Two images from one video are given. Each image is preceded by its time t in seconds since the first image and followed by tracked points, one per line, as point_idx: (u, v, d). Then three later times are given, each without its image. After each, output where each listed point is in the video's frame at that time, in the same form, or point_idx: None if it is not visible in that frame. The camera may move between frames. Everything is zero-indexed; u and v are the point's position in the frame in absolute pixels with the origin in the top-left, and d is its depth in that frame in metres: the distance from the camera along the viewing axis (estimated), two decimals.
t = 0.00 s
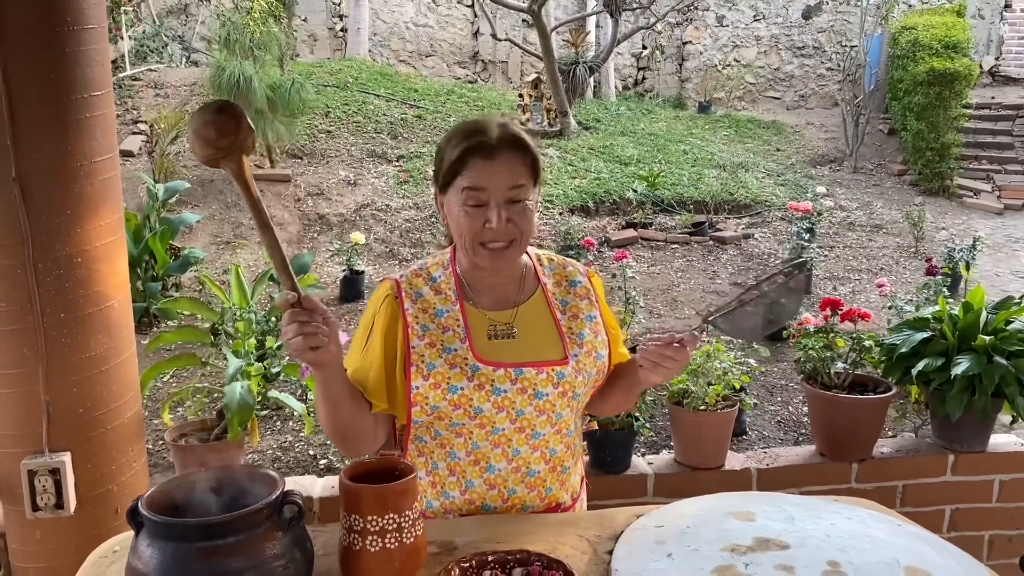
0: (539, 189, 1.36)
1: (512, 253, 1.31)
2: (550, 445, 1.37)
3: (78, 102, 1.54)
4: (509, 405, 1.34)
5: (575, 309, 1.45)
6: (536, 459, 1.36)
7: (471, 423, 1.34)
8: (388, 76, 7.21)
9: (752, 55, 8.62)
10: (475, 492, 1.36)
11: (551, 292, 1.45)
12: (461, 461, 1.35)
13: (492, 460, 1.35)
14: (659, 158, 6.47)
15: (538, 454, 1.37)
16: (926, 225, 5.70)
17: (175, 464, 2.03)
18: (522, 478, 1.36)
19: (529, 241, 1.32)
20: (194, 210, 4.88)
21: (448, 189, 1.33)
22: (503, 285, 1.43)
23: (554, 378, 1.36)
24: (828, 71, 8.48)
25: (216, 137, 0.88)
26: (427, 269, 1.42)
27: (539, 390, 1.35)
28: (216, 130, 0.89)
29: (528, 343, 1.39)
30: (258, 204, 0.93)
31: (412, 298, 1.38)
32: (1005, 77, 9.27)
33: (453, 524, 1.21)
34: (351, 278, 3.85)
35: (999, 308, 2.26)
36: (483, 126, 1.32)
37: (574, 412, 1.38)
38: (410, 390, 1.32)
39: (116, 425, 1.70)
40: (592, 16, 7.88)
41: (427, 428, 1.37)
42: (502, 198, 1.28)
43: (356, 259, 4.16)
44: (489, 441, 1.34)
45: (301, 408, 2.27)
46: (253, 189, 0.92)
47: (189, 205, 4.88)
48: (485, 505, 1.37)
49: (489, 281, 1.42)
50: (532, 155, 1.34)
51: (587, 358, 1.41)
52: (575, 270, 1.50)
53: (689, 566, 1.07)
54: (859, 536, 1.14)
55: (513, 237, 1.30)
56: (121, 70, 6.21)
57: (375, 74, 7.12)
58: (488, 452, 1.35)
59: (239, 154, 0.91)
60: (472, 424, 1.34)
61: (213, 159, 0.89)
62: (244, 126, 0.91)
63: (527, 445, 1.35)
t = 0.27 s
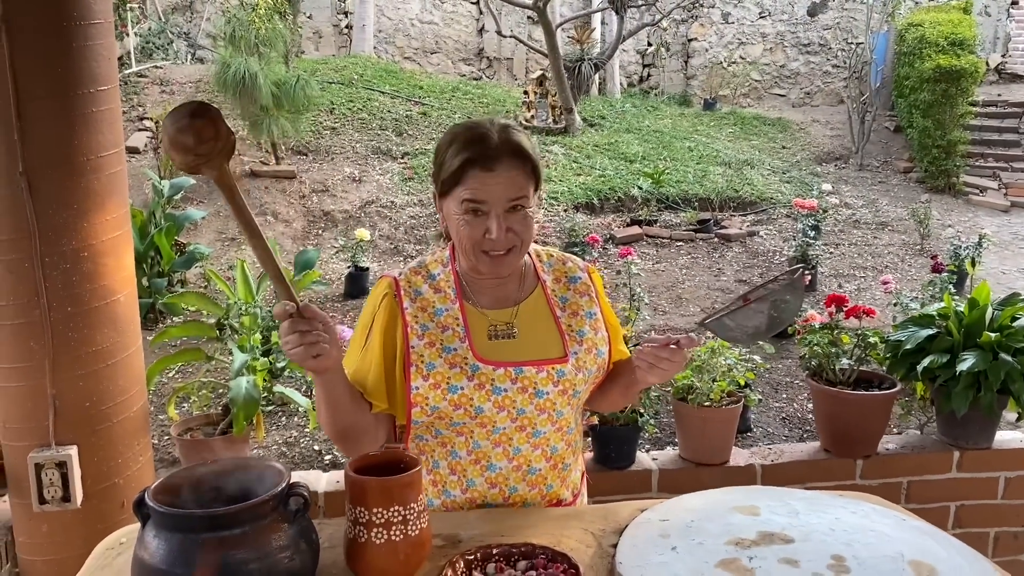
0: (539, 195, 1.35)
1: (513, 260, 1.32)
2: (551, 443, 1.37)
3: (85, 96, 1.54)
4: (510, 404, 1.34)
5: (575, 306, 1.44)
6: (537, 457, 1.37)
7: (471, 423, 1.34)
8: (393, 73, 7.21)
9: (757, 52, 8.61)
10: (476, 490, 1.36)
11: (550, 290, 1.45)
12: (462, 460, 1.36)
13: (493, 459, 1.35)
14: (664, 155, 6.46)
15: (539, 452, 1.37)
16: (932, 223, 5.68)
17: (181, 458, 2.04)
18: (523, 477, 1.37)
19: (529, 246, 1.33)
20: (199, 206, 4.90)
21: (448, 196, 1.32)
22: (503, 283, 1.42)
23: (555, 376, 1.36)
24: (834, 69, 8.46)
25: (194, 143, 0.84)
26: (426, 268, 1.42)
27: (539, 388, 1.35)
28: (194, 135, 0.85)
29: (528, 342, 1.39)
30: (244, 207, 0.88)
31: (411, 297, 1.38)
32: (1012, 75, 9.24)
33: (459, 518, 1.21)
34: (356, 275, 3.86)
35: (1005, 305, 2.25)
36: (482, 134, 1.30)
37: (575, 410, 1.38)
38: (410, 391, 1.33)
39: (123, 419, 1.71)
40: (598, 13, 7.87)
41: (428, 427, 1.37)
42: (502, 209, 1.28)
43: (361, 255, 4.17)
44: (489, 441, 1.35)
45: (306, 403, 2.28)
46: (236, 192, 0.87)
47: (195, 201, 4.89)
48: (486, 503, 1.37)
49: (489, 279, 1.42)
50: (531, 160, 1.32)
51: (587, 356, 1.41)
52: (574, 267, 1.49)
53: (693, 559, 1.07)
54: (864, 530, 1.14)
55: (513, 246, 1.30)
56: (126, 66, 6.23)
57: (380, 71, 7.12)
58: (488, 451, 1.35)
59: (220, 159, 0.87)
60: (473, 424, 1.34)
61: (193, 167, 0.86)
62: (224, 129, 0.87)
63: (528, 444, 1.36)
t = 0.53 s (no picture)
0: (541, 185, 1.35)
1: (516, 250, 1.32)
2: (554, 437, 1.38)
3: (91, 89, 1.55)
4: (513, 397, 1.34)
5: (578, 299, 1.44)
6: (540, 450, 1.37)
7: (474, 416, 1.35)
8: (398, 68, 7.21)
9: (763, 48, 8.60)
10: (479, 484, 1.37)
11: (553, 284, 1.45)
12: (465, 453, 1.36)
13: (496, 452, 1.36)
14: (669, 150, 6.45)
15: (542, 446, 1.37)
16: (937, 219, 5.67)
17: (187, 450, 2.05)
18: (526, 470, 1.37)
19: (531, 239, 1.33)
20: (204, 201, 4.90)
21: (450, 187, 1.33)
22: (506, 277, 1.43)
23: (557, 369, 1.36)
24: (839, 65, 8.44)
25: (201, 138, 0.83)
26: (429, 260, 1.42)
27: (541, 381, 1.35)
28: (200, 129, 0.83)
29: (530, 335, 1.39)
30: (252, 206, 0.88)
31: (414, 290, 1.38)
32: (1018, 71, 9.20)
33: (463, 510, 1.22)
34: (360, 269, 3.86)
35: (1010, 300, 2.25)
36: (485, 125, 1.30)
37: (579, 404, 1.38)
38: (413, 382, 1.33)
39: (129, 412, 1.71)
40: (603, 8, 7.85)
41: (430, 420, 1.37)
42: (504, 198, 1.28)
43: (366, 250, 4.17)
44: (492, 434, 1.35)
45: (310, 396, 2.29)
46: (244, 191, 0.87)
47: (199, 196, 4.90)
48: (489, 496, 1.38)
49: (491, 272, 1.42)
50: (534, 152, 1.32)
51: (590, 349, 1.40)
52: (577, 260, 1.48)
53: (696, 551, 1.07)
54: (868, 524, 1.14)
55: (517, 235, 1.30)
56: (131, 61, 6.24)
57: (384, 66, 7.12)
58: (491, 444, 1.35)
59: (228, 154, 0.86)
60: (475, 417, 1.35)
61: (200, 162, 0.84)
62: (229, 122, 0.86)
63: (531, 437, 1.36)
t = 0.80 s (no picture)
0: (544, 173, 1.35)
1: (520, 237, 1.32)
2: (557, 428, 1.38)
3: (95, 81, 1.55)
4: (516, 388, 1.34)
5: (582, 292, 1.44)
6: (543, 441, 1.37)
7: (477, 406, 1.35)
8: (401, 62, 7.20)
9: (766, 42, 8.58)
10: (483, 474, 1.37)
11: (557, 276, 1.45)
12: (468, 444, 1.36)
13: (499, 443, 1.36)
14: (672, 145, 6.44)
15: (545, 437, 1.37)
16: (940, 214, 5.66)
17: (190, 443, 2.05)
18: (530, 461, 1.37)
19: (534, 226, 1.33)
20: (207, 195, 4.90)
21: (454, 175, 1.33)
22: (510, 269, 1.43)
23: (561, 360, 1.36)
24: (843, 59, 8.42)
25: (233, 131, 0.91)
26: (434, 251, 1.42)
27: (545, 372, 1.35)
28: (231, 123, 0.91)
29: (534, 327, 1.39)
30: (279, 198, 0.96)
31: (419, 280, 1.38)
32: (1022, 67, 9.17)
33: (467, 503, 1.22)
34: (363, 263, 3.86)
35: (1013, 296, 2.26)
36: (489, 110, 1.31)
37: (582, 397, 1.38)
38: (416, 372, 1.33)
39: (133, 404, 1.72)
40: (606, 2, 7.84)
41: (434, 410, 1.37)
42: (509, 184, 1.28)
43: (368, 244, 4.17)
44: (496, 424, 1.35)
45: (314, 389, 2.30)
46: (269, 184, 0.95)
47: (202, 190, 4.90)
48: (493, 487, 1.38)
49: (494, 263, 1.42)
50: (538, 138, 1.33)
51: (593, 341, 1.40)
52: (581, 253, 1.48)
53: (700, 544, 1.08)
54: (871, 517, 1.14)
55: (521, 221, 1.30)
56: (134, 55, 6.23)
57: (387, 60, 7.11)
58: (494, 435, 1.35)
59: (259, 147, 0.94)
60: (479, 407, 1.35)
61: (229, 154, 0.92)
62: (258, 114, 0.94)
63: (534, 428, 1.36)
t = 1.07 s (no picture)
0: (548, 166, 1.35)
1: (524, 228, 1.31)
2: (559, 421, 1.38)
3: (97, 74, 1.54)
4: (519, 380, 1.34)
5: (585, 286, 1.44)
6: (545, 434, 1.37)
7: (480, 398, 1.35)
8: (402, 56, 7.19)
9: (768, 37, 8.56)
10: (485, 466, 1.37)
11: (560, 270, 1.45)
12: (471, 435, 1.37)
13: (502, 435, 1.36)
14: (674, 140, 6.43)
15: (547, 429, 1.37)
16: (942, 210, 5.65)
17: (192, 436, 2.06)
18: (531, 453, 1.37)
19: (539, 218, 1.32)
20: (208, 189, 4.90)
21: (460, 166, 1.33)
22: (513, 263, 1.43)
23: (564, 354, 1.36)
24: (846, 54, 8.40)
25: (293, 104, 0.94)
26: (438, 245, 1.43)
27: (548, 365, 1.35)
28: (292, 95, 0.94)
29: (537, 320, 1.39)
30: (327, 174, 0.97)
31: (423, 273, 1.39)
32: None
33: (468, 496, 1.22)
34: (364, 258, 3.86)
35: (1015, 292, 2.25)
36: (494, 101, 1.30)
37: (584, 391, 1.38)
38: (420, 364, 1.33)
39: (135, 397, 1.72)
40: None
41: (437, 402, 1.38)
42: (513, 176, 1.28)
43: (369, 239, 4.17)
44: (498, 417, 1.35)
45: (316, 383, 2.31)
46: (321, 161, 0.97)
47: (204, 184, 4.90)
48: (495, 480, 1.38)
49: (498, 257, 1.42)
50: (542, 130, 1.33)
51: (596, 335, 1.41)
52: (585, 247, 1.48)
53: (701, 537, 1.08)
54: (872, 511, 1.14)
55: (526, 212, 1.29)
56: (135, 49, 6.23)
57: (388, 54, 7.10)
58: (497, 427, 1.35)
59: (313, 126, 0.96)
60: (481, 400, 1.35)
61: (285, 129, 0.95)
62: (317, 89, 0.96)
63: (536, 420, 1.36)
